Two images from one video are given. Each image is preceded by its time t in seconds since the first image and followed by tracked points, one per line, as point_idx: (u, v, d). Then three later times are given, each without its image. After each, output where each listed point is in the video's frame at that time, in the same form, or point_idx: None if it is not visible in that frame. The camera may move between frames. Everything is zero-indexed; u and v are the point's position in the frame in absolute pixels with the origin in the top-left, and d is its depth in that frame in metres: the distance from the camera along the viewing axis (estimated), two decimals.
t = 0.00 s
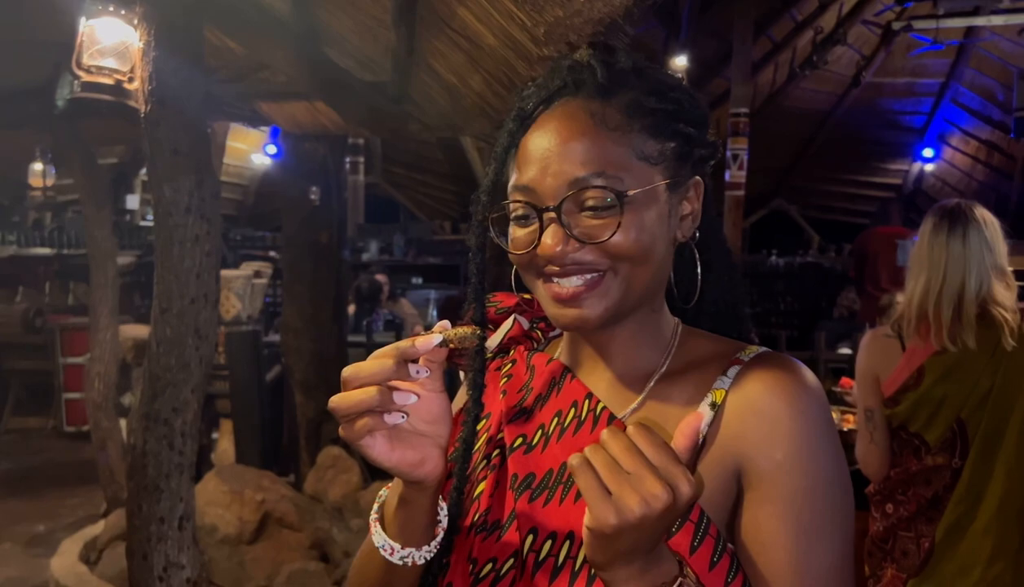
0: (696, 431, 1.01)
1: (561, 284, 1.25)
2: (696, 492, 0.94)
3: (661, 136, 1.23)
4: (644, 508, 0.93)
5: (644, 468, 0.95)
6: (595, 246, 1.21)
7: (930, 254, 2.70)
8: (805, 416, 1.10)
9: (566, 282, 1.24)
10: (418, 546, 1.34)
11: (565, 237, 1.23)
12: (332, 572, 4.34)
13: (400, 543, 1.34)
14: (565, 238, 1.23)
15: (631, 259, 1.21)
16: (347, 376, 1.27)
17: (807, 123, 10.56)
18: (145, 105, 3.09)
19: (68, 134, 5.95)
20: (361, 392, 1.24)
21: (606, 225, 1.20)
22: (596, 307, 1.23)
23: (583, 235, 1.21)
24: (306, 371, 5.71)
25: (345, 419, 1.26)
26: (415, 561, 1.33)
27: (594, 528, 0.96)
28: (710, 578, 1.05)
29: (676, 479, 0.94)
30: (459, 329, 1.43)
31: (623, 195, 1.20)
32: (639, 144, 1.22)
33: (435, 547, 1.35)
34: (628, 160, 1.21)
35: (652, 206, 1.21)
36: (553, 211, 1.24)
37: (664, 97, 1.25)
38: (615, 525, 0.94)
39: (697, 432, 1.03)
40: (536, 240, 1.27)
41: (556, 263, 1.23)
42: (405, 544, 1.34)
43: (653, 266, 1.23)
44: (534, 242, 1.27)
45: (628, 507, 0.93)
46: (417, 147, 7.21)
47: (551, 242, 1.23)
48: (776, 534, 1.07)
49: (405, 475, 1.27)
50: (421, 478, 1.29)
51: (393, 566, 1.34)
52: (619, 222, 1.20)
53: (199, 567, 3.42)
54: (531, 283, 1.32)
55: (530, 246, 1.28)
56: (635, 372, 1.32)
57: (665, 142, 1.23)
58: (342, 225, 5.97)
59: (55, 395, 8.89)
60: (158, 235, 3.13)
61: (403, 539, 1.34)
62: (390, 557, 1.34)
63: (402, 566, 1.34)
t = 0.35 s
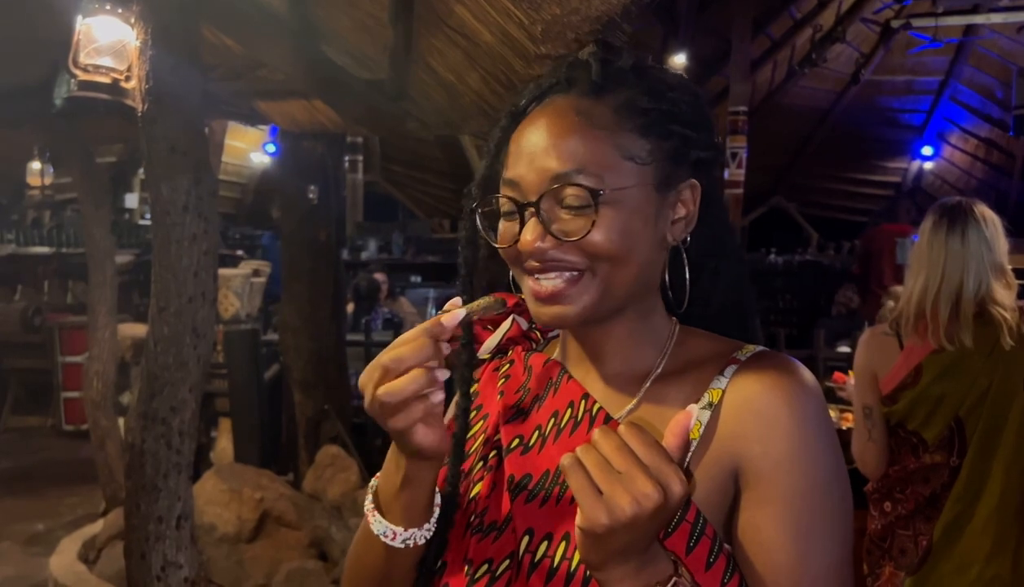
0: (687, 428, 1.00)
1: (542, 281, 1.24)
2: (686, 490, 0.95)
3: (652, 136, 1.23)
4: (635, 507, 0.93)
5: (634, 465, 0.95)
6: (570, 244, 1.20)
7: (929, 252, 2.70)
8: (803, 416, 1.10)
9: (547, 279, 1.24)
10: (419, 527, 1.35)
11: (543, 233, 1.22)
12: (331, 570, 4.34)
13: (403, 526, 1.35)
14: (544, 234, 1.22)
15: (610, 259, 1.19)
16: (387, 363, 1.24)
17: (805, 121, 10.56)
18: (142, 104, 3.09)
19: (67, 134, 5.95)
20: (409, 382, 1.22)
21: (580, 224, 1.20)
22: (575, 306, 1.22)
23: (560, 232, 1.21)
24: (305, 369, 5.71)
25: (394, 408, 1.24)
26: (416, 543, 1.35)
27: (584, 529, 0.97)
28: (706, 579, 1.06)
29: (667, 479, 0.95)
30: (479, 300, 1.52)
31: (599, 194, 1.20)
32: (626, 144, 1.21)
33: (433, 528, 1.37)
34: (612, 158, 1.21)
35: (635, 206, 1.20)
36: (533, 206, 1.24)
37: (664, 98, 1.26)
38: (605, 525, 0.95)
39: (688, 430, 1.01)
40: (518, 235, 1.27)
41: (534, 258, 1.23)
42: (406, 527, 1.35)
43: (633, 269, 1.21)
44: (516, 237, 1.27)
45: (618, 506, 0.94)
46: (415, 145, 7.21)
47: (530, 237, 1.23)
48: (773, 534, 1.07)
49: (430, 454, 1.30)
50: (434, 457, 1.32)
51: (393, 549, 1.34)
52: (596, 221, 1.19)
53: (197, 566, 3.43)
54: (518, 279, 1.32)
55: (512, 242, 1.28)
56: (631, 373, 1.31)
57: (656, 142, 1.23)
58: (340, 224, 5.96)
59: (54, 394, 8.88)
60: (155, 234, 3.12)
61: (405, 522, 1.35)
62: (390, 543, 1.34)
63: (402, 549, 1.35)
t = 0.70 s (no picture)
0: (684, 431, 0.99)
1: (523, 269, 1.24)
2: (683, 494, 0.95)
3: (643, 129, 1.23)
4: (630, 511, 0.93)
5: (630, 469, 0.95)
6: (548, 233, 1.21)
7: (934, 247, 2.68)
8: (809, 415, 1.10)
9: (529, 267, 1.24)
10: (430, 500, 1.37)
11: (526, 219, 1.23)
12: (332, 570, 4.33)
13: (422, 500, 1.36)
14: (526, 221, 1.23)
15: (587, 254, 1.19)
16: (477, 327, 1.20)
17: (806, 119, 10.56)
18: (143, 101, 3.10)
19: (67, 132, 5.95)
20: (500, 348, 1.19)
21: (558, 212, 1.20)
22: (556, 297, 1.21)
23: (540, 219, 1.21)
24: (305, 368, 5.71)
25: (480, 374, 1.21)
26: (430, 515, 1.37)
27: (580, 533, 0.96)
28: (707, 580, 1.06)
29: (663, 483, 0.94)
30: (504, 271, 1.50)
31: (575, 182, 1.20)
32: (614, 135, 1.22)
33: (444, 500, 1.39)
34: (598, 148, 1.21)
35: (616, 198, 1.20)
36: (518, 192, 1.24)
37: (666, 93, 1.26)
38: (600, 529, 0.94)
39: (685, 434, 1.00)
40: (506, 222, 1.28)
41: (518, 244, 1.24)
42: (425, 500, 1.36)
43: (612, 266, 1.20)
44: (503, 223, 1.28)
45: (613, 511, 0.93)
46: (416, 143, 7.21)
47: (514, 224, 1.24)
48: (778, 535, 1.07)
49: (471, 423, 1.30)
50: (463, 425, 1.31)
51: (410, 522, 1.37)
52: (573, 211, 1.19)
53: (197, 565, 3.42)
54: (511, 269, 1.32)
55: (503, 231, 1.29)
56: (635, 372, 1.31)
57: (648, 135, 1.24)
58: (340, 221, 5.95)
59: (54, 393, 8.88)
60: (156, 231, 3.13)
61: (425, 496, 1.36)
62: (408, 516, 1.37)
63: (419, 522, 1.38)
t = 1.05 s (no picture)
0: (682, 440, 0.98)
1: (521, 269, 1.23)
2: (681, 503, 0.93)
3: (644, 127, 1.23)
4: (625, 521, 0.92)
5: (626, 478, 0.94)
6: (547, 233, 1.20)
7: (934, 246, 2.67)
8: (810, 420, 1.09)
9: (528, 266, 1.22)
10: (429, 493, 1.35)
11: (525, 219, 1.22)
12: (331, 570, 4.32)
13: (423, 491, 1.35)
14: (525, 220, 1.22)
15: (586, 254, 1.18)
16: (494, 313, 1.19)
17: (806, 119, 10.55)
18: (140, 100, 3.09)
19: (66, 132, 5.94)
20: (517, 335, 1.18)
21: (557, 212, 1.19)
22: (554, 298, 1.20)
23: (539, 219, 1.20)
24: (304, 368, 5.70)
25: (496, 359, 1.20)
26: (429, 507, 1.36)
27: (576, 540, 0.96)
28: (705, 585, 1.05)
29: (659, 492, 0.93)
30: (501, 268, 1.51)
31: (575, 181, 1.19)
32: (614, 134, 1.21)
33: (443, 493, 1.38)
34: (597, 147, 1.20)
35: (617, 197, 1.19)
36: (517, 192, 1.23)
37: (666, 89, 1.26)
38: (597, 538, 0.94)
39: (684, 442, 0.99)
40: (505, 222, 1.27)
41: (517, 244, 1.23)
42: (425, 490, 1.35)
43: (612, 266, 1.19)
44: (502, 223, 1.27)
45: (608, 520, 0.93)
46: (416, 142, 7.20)
47: (513, 223, 1.23)
48: (778, 540, 1.06)
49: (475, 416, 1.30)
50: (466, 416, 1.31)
51: (410, 513, 1.36)
52: (573, 211, 1.18)
53: (196, 566, 3.41)
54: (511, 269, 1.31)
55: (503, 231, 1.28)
56: (636, 374, 1.30)
57: (649, 133, 1.23)
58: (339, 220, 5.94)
59: (53, 393, 8.88)
60: (155, 231, 3.12)
61: (425, 487, 1.35)
62: (409, 508, 1.35)
63: (419, 513, 1.36)
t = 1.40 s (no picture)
0: (683, 446, 0.97)
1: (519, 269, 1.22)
2: (683, 511, 0.93)
3: (644, 127, 1.22)
4: (627, 528, 0.92)
5: (630, 485, 0.93)
6: (546, 233, 1.19)
7: (939, 247, 2.67)
8: (811, 424, 1.08)
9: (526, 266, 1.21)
10: (427, 495, 1.35)
11: (523, 219, 1.21)
12: (330, 572, 4.31)
13: (419, 494, 1.35)
14: (524, 220, 1.21)
15: (584, 254, 1.17)
16: (490, 315, 1.19)
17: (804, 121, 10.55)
18: (140, 101, 3.08)
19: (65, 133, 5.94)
20: (513, 336, 1.18)
21: (557, 213, 1.18)
22: (553, 298, 1.19)
23: (538, 218, 1.19)
24: (303, 370, 5.69)
25: (491, 362, 1.20)
26: (427, 510, 1.35)
27: (577, 547, 0.95)
28: None
29: (661, 498, 0.93)
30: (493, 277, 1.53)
31: (574, 182, 1.19)
32: (615, 134, 1.21)
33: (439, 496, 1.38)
34: (597, 147, 1.20)
35: (616, 198, 1.19)
36: (517, 192, 1.22)
37: (666, 90, 1.26)
38: (598, 544, 0.93)
39: (685, 447, 0.99)
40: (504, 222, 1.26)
41: (515, 244, 1.22)
42: (422, 494, 1.35)
43: (611, 266, 1.19)
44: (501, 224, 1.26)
45: (612, 528, 0.92)
46: (415, 143, 7.20)
47: (512, 223, 1.22)
48: (779, 545, 1.06)
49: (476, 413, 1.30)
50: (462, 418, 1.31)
51: (406, 516, 1.35)
52: (573, 212, 1.18)
53: (195, 568, 3.40)
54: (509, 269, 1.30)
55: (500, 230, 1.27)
56: (634, 377, 1.30)
57: (649, 134, 1.23)
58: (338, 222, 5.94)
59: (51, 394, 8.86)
60: (154, 232, 3.11)
61: (422, 490, 1.35)
62: (405, 511, 1.35)
63: (416, 516, 1.36)
